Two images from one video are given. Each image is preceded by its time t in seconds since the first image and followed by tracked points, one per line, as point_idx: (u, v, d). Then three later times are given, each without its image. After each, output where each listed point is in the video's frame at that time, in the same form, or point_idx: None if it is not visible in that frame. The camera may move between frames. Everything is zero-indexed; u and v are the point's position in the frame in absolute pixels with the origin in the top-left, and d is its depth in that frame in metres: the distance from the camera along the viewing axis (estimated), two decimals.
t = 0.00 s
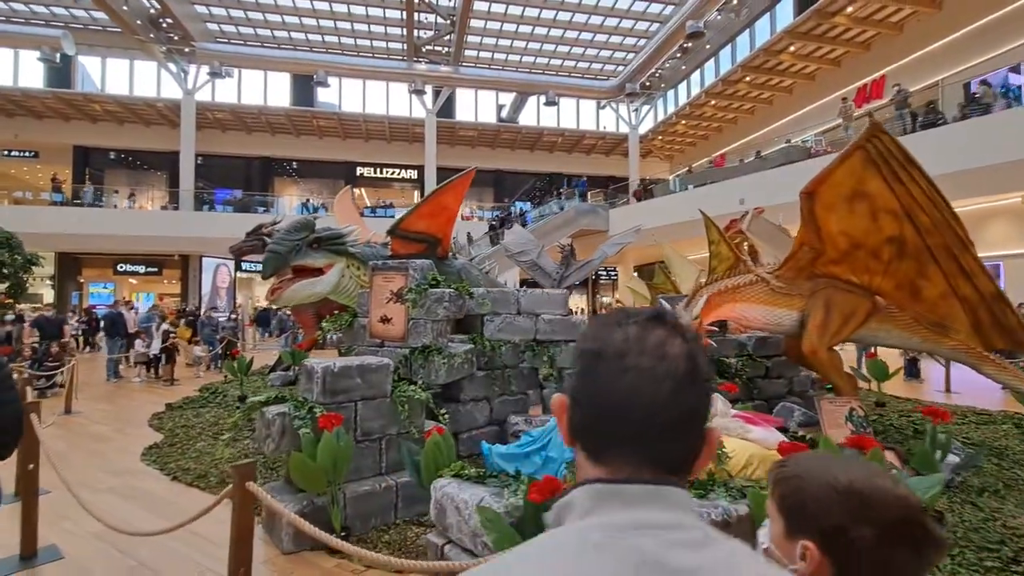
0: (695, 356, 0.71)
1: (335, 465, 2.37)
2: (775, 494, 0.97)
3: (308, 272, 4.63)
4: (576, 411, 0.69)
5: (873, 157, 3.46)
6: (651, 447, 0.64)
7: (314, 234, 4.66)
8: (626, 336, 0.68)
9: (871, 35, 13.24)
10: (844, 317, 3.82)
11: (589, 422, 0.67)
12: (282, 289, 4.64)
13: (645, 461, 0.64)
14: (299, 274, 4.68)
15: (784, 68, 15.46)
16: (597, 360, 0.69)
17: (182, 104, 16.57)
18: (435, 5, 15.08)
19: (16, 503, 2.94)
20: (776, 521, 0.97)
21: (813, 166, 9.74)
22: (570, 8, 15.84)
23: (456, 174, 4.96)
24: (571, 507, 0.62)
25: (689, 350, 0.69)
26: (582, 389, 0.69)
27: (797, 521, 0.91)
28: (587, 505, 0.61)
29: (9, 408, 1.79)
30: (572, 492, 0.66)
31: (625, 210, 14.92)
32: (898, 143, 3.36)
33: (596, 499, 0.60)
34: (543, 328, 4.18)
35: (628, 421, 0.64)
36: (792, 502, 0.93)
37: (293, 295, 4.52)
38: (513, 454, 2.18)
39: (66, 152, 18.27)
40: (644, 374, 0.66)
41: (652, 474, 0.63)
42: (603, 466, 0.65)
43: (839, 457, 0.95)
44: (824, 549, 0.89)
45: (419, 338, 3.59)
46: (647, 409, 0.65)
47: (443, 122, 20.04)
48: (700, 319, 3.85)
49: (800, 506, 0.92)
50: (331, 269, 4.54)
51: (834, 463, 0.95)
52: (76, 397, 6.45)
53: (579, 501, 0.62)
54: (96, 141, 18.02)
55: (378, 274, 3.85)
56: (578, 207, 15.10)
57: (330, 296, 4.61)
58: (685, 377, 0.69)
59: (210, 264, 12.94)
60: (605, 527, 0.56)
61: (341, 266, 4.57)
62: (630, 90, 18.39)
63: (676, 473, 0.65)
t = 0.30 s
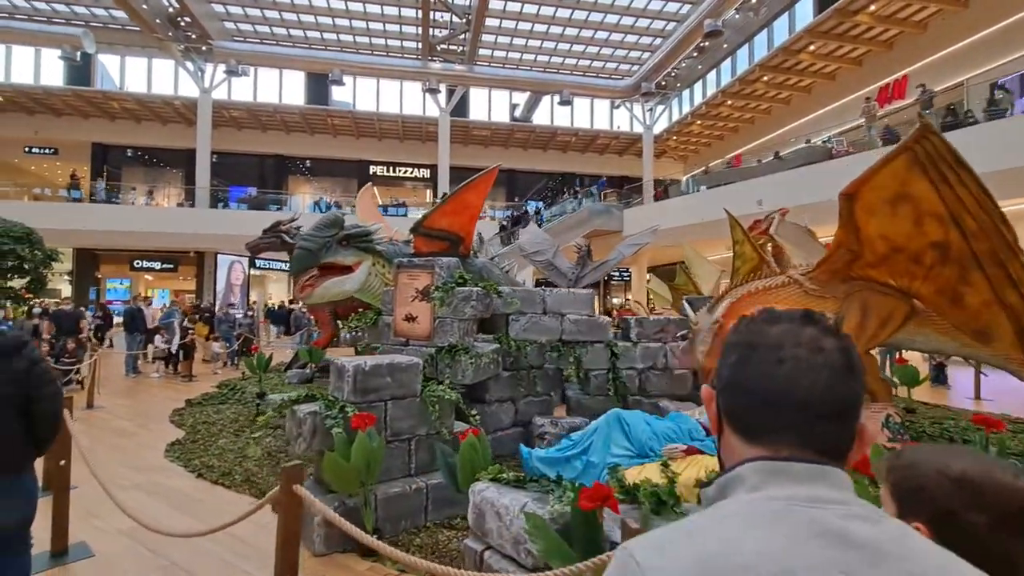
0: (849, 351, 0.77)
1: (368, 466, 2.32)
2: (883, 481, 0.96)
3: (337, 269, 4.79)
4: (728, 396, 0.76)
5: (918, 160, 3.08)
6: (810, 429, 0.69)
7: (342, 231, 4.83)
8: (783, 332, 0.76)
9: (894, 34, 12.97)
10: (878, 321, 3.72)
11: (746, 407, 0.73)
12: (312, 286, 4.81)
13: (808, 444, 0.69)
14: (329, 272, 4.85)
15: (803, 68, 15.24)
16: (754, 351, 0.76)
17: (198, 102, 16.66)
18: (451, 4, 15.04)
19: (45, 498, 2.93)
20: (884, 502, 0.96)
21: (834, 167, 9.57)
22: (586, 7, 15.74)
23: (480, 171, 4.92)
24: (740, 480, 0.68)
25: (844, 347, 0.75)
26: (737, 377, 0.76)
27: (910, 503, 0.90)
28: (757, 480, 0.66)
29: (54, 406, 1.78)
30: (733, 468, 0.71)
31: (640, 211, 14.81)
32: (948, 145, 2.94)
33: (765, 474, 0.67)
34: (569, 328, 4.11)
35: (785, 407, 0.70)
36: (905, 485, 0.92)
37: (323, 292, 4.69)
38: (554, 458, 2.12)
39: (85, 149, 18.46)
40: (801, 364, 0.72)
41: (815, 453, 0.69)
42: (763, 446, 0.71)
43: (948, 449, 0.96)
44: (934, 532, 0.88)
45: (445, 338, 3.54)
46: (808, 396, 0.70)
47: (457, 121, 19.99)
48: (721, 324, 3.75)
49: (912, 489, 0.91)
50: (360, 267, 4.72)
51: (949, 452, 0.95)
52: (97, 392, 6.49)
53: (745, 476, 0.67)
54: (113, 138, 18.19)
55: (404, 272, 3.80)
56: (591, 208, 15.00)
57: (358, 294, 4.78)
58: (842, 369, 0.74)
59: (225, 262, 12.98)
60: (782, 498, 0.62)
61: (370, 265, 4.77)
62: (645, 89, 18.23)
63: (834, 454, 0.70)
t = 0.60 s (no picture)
0: (931, 348, 0.68)
1: (391, 467, 2.24)
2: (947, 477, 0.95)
3: (357, 266, 4.78)
4: (798, 392, 0.68)
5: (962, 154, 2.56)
6: (884, 425, 0.61)
7: (361, 228, 4.79)
8: (858, 330, 0.67)
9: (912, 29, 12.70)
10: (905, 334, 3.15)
11: (817, 403, 0.65)
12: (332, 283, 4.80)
13: (888, 443, 0.61)
14: (348, 269, 4.83)
15: (818, 64, 15.04)
16: (827, 348, 0.67)
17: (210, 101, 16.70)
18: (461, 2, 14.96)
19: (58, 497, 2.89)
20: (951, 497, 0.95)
21: (850, 165, 9.38)
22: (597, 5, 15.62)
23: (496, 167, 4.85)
24: (811, 472, 0.61)
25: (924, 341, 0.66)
26: (808, 374, 0.67)
27: (977, 497, 0.90)
28: (828, 472, 0.60)
29: (70, 401, 1.72)
30: (802, 463, 0.64)
31: (651, 210, 14.67)
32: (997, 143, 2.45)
33: (837, 468, 0.60)
34: (589, 327, 4.02)
35: (862, 403, 0.62)
36: (969, 477, 0.92)
37: (342, 290, 4.68)
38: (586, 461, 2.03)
39: (98, 148, 18.57)
40: (878, 361, 0.64)
41: (889, 450, 0.61)
42: (835, 439, 0.63)
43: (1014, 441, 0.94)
44: (1002, 523, 0.87)
45: (464, 336, 3.45)
46: (883, 392, 0.62)
47: (466, 120, 19.92)
48: (739, 326, 3.76)
49: (977, 482, 0.91)
50: (380, 264, 4.71)
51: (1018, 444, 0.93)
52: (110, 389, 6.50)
53: (819, 468, 0.61)
54: (126, 137, 18.30)
55: (421, 269, 3.73)
56: (602, 207, 14.89)
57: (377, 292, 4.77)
58: (923, 365, 0.66)
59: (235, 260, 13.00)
60: (853, 493, 0.56)
61: (388, 261, 4.75)
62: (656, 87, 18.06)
63: (918, 453, 0.62)
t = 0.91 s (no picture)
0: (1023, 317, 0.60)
1: (410, 472, 2.12)
2: None
3: (376, 263, 4.69)
4: (863, 365, 0.63)
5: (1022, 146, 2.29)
6: (964, 398, 0.55)
7: (380, 223, 4.70)
8: (931, 296, 0.61)
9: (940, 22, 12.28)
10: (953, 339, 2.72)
11: (884, 377, 0.60)
12: (351, 280, 4.72)
13: (966, 419, 0.54)
14: (367, 266, 4.75)
15: (839, 60, 14.69)
16: (894, 317, 0.61)
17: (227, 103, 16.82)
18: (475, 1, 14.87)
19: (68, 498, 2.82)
20: None
21: (875, 161, 9.09)
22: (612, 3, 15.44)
23: (515, 162, 4.72)
24: (877, 453, 0.55)
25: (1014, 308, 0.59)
26: (873, 345, 0.62)
27: None
28: (898, 452, 0.54)
29: (73, 397, 1.62)
30: (869, 443, 0.59)
31: (667, 210, 14.45)
32: None
33: (906, 447, 0.54)
34: (611, 327, 3.87)
35: (936, 371, 0.56)
36: None
37: (361, 287, 4.61)
38: (621, 470, 1.88)
39: (118, 150, 18.81)
40: (956, 329, 0.57)
41: (974, 429, 0.54)
42: (908, 417, 0.57)
43: None
44: None
45: (484, 335, 3.33)
46: (961, 361, 0.56)
47: (480, 120, 19.82)
48: (768, 325, 3.52)
49: None
50: (398, 262, 4.62)
51: None
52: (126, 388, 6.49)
53: (888, 448, 0.55)
54: (145, 139, 18.52)
55: (439, 266, 3.61)
56: (617, 207, 14.71)
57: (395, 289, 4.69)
58: (1014, 334, 0.58)
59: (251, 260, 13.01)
60: (926, 473, 0.50)
61: (406, 258, 4.66)
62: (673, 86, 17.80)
63: (1005, 432, 0.55)
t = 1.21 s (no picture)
0: None
1: (433, 485, 2.00)
2: None
3: (395, 263, 4.58)
4: None
5: None
6: None
7: (400, 222, 4.59)
8: None
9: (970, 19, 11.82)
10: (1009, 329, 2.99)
11: None
12: (369, 280, 4.63)
13: None
14: (386, 265, 4.65)
15: (864, 59, 14.33)
16: None
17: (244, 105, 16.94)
18: (492, 3, 14.79)
19: (81, 504, 2.75)
20: None
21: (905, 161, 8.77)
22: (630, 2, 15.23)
23: (537, 160, 4.59)
24: None
25: None
26: None
27: None
28: None
29: (75, 400, 1.58)
30: None
31: (686, 211, 14.20)
32: None
33: None
34: (638, 331, 3.71)
35: None
36: None
37: (380, 288, 4.52)
38: (662, 487, 1.72)
39: (139, 151, 19.07)
40: None
41: None
42: None
43: None
44: None
45: (506, 338, 3.20)
46: None
47: (496, 121, 19.72)
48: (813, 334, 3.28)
49: None
50: (418, 262, 4.52)
51: None
52: (142, 388, 6.47)
53: None
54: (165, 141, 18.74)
55: (461, 266, 3.49)
56: (634, 209, 14.49)
57: (414, 290, 4.59)
58: None
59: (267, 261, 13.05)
60: None
61: (426, 258, 4.56)
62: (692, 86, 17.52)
63: None
